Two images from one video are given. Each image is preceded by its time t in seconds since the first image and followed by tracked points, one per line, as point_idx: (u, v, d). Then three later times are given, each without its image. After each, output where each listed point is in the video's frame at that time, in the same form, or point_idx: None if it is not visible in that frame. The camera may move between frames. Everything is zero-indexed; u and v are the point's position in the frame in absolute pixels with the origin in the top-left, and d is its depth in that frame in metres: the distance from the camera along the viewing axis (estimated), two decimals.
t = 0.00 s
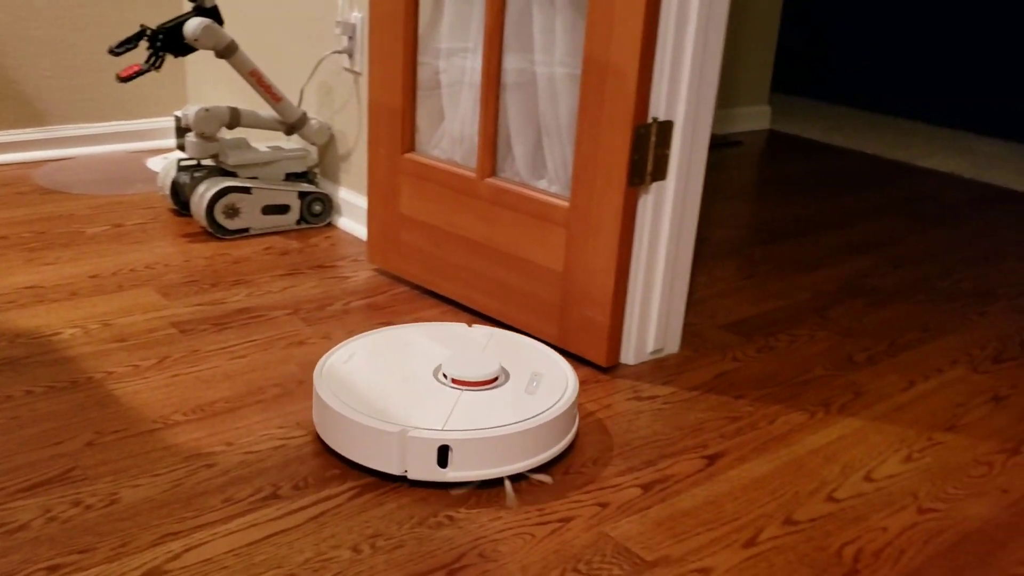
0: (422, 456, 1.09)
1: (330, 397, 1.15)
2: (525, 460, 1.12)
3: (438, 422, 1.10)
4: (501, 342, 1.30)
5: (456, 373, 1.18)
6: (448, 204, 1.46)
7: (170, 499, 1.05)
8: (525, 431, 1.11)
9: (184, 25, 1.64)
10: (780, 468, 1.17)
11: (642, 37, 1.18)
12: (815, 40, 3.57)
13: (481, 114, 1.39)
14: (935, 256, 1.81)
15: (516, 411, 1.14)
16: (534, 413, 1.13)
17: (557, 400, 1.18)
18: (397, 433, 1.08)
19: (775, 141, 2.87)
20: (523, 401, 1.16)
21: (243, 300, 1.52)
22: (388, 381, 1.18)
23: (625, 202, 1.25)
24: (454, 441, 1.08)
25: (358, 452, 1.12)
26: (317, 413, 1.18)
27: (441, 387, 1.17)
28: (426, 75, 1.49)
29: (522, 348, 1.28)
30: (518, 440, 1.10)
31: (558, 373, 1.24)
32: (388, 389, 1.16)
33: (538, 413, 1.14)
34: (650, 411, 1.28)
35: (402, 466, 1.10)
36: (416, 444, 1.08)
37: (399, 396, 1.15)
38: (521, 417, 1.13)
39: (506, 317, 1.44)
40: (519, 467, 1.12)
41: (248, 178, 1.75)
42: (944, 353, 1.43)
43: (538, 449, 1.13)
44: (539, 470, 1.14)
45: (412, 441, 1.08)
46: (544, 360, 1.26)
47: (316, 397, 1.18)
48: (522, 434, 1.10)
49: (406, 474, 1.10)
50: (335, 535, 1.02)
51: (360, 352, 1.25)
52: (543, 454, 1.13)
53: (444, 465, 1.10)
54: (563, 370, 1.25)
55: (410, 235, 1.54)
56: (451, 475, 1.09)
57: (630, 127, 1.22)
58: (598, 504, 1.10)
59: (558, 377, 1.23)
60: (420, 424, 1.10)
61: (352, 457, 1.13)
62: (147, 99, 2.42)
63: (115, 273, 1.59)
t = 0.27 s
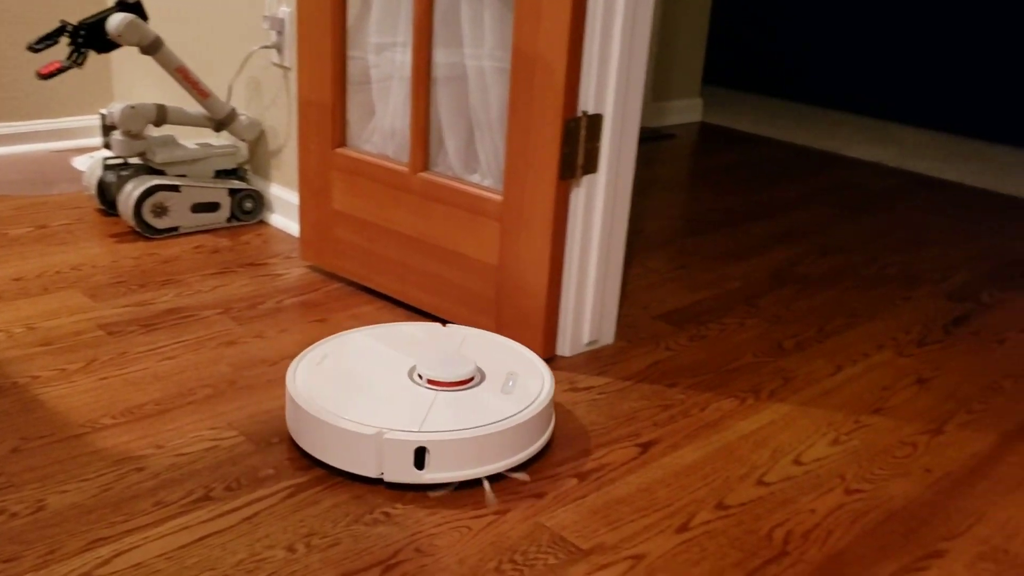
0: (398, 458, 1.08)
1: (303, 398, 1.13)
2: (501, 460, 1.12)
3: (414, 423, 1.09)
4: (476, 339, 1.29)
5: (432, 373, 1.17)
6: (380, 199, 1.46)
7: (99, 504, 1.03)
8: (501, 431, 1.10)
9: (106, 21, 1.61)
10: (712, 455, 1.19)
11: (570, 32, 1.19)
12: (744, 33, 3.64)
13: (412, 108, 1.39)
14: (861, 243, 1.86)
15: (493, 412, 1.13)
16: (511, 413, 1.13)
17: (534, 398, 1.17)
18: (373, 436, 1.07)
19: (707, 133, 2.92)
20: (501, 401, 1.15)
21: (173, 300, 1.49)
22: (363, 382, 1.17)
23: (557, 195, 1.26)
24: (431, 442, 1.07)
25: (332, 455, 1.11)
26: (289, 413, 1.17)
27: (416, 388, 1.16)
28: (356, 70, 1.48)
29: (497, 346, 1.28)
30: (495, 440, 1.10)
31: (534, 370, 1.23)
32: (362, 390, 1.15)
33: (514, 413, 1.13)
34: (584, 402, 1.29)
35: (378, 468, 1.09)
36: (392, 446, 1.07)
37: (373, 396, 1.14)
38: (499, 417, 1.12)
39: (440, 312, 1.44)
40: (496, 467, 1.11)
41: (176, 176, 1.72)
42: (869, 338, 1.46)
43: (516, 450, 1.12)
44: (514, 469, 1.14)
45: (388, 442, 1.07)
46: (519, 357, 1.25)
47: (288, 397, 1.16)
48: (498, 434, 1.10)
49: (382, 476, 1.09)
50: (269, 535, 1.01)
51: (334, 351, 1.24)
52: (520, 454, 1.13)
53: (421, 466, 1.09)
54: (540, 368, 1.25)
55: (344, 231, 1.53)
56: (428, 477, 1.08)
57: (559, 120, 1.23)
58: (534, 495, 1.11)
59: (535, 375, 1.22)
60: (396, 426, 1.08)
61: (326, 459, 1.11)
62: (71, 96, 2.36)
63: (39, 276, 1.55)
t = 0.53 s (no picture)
0: (383, 465, 1.07)
1: (284, 405, 1.12)
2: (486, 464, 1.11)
3: (398, 429, 1.08)
4: (460, 343, 1.29)
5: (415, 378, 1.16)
6: (321, 200, 1.45)
7: (33, 516, 1.00)
8: (486, 435, 1.09)
9: (35, 23, 1.57)
10: (654, 448, 1.20)
11: (506, 31, 1.19)
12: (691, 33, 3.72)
13: (350, 109, 1.38)
14: (798, 238, 1.89)
15: (479, 416, 1.12)
16: (496, 418, 1.12)
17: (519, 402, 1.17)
18: (357, 443, 1.06)
19: (649, 132, 2.95)
20: (485, 405, 1.14)
21: (110, 307, 1.46)
22: (346, 389, 1.16)
23: (497, 194, 1.26)
24: (415, 448, 1.06)
25: (316, 463, 1.09)
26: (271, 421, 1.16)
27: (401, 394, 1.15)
28: (294, 72, 1.47)
29: (481, 350, 1.27)
30: (480, 445, 1.09)
31: (518, 373, 1.23)
32: (345, 396, 1.14)
33: (497, 417, 1.12)
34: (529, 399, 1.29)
35: (362, 475, 1.08)
36: (376, 453, 1.06)
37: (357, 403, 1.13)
38: (484, 422, 1.11)
39: (384, 313, 1.43)
40: (482, 472, 1.10)
41: (111, 181, 1.69)
42: (806, 330, 1.49)
43: (502, 454, 1.12)
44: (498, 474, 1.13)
45: (372, 449, 1.06)
46: (504, 361, 1.25)
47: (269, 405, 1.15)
48: (483, 439, 1.09)
49: (367, 484, 1.08)
50: (210, 541, 0.99)
51: (317, 358, 1.23)
52: (506, 458, 1.12)
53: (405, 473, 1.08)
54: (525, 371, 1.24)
55: (285, 234, 1.51)
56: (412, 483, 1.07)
57: (498, 119, 1.23)
58: (478, 494, 1.11)
59: (520, 378, 1.22)
60: (379, 432, 1.08)
61: (308, 466, 1.10)
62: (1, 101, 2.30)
63: None
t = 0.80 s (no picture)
0: (368, 471, 1.06)
1: (265, 412, 1.11)
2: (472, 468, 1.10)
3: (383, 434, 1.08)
4: (443, 348, 1.28)
5: (399, 384, 1.15)
6: (260, 202, 1.43)
7: None
8: (473, 439, 1.09)
9: None
10: (597, 443, 1.21)
11: (442, 30, 1.19)
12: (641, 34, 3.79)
13: (288, 109, 1.37)
14: (739, 232, 1.92)
15: (464, 420, 1.12)
16: (481, 421, 1.12)
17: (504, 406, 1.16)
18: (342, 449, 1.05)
19: (593, 130, 2.97)
20: (470, 409, 1.14)
21: (45, 314, 1.43)
22: (329, 395, 1.15)
23: (437, 192, 1.26)
24: (401, 454, 1.05)
25: (299, 470, 1.08)
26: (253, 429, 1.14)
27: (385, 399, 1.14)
28: (230, 73, 1.46)
29: (464, 354, 1.26)
30: (466, 449, 1.08)
31: (503, 377, 1.22)
32: (329, 403, 1.13)
33: (484, 421, 1.12)
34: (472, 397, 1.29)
35: (347, 481, 1.07)
36: (361, 459, 1.05)
37: (341, 410, 1.12)
38: (470, 425, 1.11)
39: (326, 315, 1.42)
40: (468, 476, 1.09)
41: (45, 185, 1.65)
42: (746, 323, 1.52)
43: (488, 458, 1.11)
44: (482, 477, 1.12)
45: (357, 455, 1.05)
46: (487, 365, 1.24)
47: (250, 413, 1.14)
48: (469, 443, 1.08)
49: (352, 490, 1.07)
50: (148, 549, 0.98)
51: (300, 365, 1.21)
52: (492, 462, 1.11)
53: (391, 478, 1.07)
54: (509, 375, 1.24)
55: (224, 236, 1.50)
56: (398, 489, 1.06)
57: (436, 118, 1.23)
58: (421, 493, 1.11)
59: (505, 382, 1.21)
60: (364, 438, 1.07)
61: (291, 474, 1.09)
62: None
63: None
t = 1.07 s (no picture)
0: (373, 474, 1.05)
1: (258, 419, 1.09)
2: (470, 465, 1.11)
3: (382, 436, 1.07)
4: (426, 346, 1.28)
5: (390, 383, 1.15)
6: (203, 200, 1.42)
7: None
8: (472, 436, 1.09)
9: None
10: (545, 436, 1.21)
11: (383, 26, 1.19)
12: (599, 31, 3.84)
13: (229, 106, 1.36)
14: (687, 225, 1.94)
15: (462, 417, 1.12)
16: (476, 417, 1.12)
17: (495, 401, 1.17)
18: (346, 452, 1.04)
19: (543, 125, 2.98)
20: (464, 405, 1.14)
21: None
22: (320, 399, 1.13)
23: (381, 188, 1.25)
24: (406, 454, 1.05)
25: (299, 476, 1.07)
26: (243, 437, 1.12)
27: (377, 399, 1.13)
28: (170, 70, 1.44)
29: (448, 350, 1.27)
30: (467, 446, 1.08)
31: (488, 373, 1.23)
32: (321, 407, 1.12)
33: (480, 417, 1.12)
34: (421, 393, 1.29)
35: (350, 485, 1.06)
36: (365, 461, 1.04)
37: (335, 413, 1.11)
38: (468, 422, 1.11)
39: (272, 313, 1.41)
40: (469, 473, 1.10)
41: None
42: (692, 315, 1.53)
43: (486, 454, 1.11)
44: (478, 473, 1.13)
45: (362, 458, 1.04)
46: (472, 360, 1.25)
47: (240, 420, 1.11)
48: (470, 440, 1.09)
49: (356, 493, 1.06)
50: (88, 555, 0.96)
51: (282, 369, 1.19)
52: (490, 457, 1.12)
53: (395, 479, 1.06)
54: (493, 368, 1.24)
55: (166, 235, 1.48)
56: (403, 489, 1.06)
57: (378, 114, 1.22)
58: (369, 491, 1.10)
59: (491, 377, 1.22)
60: (365, 440, 1.06)
61: (289, 480, 1.07)
62: None
63: None
